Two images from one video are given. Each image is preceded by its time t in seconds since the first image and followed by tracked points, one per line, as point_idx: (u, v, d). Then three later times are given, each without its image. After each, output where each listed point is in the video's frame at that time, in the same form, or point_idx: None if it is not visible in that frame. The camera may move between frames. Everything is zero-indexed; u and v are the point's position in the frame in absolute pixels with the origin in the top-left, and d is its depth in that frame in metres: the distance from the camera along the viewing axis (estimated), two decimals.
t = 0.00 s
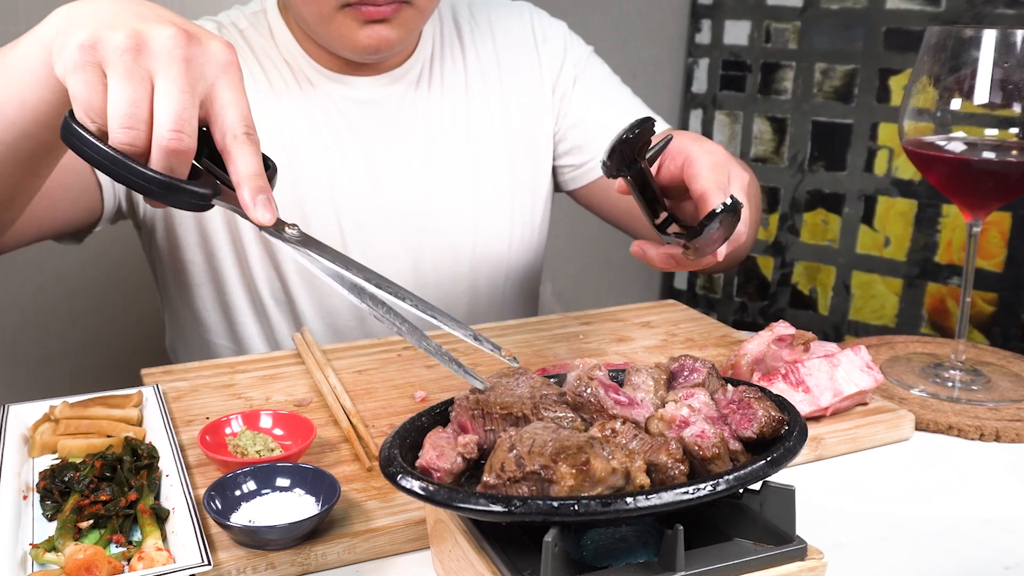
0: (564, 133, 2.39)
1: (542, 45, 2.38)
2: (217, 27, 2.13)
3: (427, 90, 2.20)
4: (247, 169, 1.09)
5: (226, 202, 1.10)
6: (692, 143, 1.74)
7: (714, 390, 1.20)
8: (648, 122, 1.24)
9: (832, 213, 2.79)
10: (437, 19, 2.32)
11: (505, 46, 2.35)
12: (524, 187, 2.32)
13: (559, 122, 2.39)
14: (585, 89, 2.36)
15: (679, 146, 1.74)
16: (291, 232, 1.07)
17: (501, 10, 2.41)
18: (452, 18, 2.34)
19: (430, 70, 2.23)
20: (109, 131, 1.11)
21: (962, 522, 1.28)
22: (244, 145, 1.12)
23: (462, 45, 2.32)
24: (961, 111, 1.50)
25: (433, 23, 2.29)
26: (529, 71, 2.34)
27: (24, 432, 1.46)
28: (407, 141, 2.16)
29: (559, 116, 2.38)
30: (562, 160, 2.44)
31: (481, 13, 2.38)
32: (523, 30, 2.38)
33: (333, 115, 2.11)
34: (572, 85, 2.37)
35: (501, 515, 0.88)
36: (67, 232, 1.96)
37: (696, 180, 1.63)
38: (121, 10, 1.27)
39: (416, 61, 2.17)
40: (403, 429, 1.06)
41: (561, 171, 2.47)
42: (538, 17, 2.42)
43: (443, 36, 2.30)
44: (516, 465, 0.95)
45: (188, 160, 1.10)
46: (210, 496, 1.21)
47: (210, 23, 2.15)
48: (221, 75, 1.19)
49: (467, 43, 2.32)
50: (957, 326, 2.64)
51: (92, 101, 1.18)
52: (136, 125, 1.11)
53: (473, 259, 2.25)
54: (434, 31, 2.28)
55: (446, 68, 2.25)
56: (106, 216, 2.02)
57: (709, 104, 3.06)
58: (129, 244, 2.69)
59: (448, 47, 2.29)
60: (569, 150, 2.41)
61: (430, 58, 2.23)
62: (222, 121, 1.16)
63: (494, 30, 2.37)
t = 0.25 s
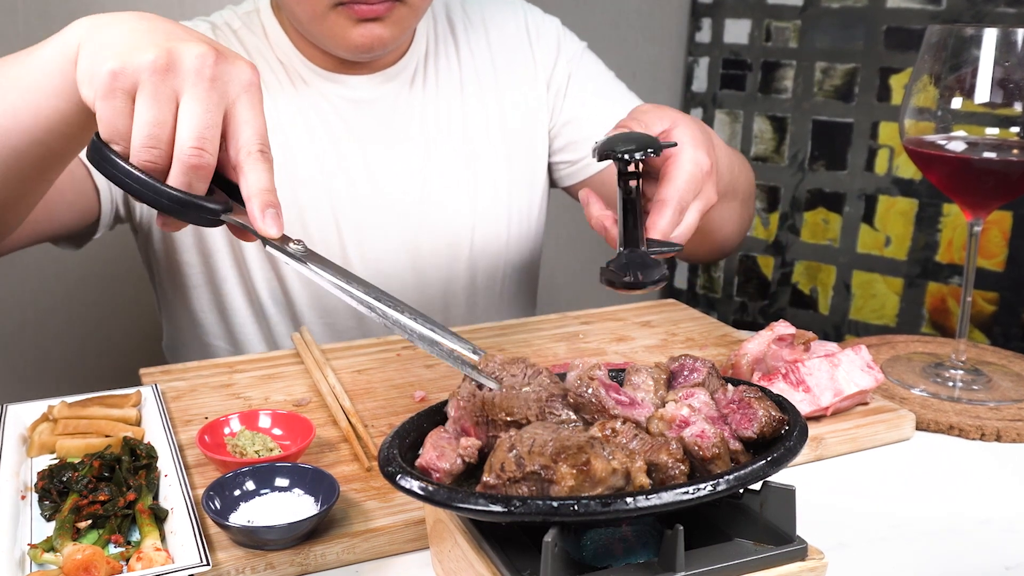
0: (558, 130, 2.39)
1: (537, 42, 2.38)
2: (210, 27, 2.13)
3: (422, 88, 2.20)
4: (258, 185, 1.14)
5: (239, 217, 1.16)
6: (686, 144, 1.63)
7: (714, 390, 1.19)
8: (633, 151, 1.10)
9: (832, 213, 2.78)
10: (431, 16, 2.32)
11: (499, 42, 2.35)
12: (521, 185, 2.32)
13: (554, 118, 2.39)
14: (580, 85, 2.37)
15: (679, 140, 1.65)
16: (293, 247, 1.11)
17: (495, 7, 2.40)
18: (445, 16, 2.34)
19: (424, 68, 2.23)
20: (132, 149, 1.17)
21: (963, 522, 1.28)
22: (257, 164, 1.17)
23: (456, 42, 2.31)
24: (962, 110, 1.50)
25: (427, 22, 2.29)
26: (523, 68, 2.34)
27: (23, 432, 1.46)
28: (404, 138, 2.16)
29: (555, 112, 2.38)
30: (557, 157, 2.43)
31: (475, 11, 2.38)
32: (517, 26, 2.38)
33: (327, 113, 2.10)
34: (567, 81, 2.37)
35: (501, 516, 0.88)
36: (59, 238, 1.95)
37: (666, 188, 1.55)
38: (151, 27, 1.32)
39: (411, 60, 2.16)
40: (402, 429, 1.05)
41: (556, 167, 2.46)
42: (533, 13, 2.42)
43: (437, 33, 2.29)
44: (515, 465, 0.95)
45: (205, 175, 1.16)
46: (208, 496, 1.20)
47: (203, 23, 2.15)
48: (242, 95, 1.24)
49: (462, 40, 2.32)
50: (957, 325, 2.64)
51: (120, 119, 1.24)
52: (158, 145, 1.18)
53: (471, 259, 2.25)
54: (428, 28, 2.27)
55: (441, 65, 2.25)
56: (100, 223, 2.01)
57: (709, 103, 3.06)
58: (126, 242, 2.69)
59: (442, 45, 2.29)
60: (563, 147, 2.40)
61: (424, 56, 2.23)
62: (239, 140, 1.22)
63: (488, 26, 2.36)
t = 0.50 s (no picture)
0: (552, 122, 2.37)
1: (530, 36, 2.36)
2: (201, 30, 2.14)
3: (418, 87, 2.19)
4: (202, 179, 1.13)
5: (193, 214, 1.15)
6: (662, 155, 1.57)
7: (714, 390, 1.19)
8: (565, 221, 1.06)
9: (832, 212, 2.78)
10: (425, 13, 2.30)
11: (493, 37, 2.34)
12: (517, 183, 2.31)
13: (548, 111, 2.36)
14: (574, 72, 2.34)
15: (655, 146, 1.59)
16: (250, 227, 1.09)
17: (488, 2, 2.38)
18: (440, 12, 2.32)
19: (420, 67, 2.22)
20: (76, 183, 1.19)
21: (964, 522, 1.28)
22: (195, 156, 1.17)
23: (451, 39, 2.31)
24: (963, 109, 1.50)
25: (422, 19, 2.27)
26: (516, 63, 2.32)
27: (21, 431, 1.45)
28: (400, 136, 2.15)
29: (550, 104, 2.36)
30: (554, 150, 2.41)
31: (469, 6, 2.36)
32: (511, 20, 2.36)
33: (323, 112, 2.09)
34: (561, 73, 2.34)
35: (500, 516, 0.88)
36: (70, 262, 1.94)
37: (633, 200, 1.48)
38: (63, 55, 1.33)
39: (406, 59, 2.15)
40: (401, 428, 1.05)
41: (555, 160, 2.43)
42: (525, 6, 2.40)
43: (432, 29, 2.29)
44: (514, 465, 0.94)
45: (148, 188, 1.16)
46: (207, 496, 1.20)
47: (195, 27, 2.15)
48: (148, 94, 1.25)
49: (457, 36, 2.32)
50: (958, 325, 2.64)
51: (54, 164, 1.27)
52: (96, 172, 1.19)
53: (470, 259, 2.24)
54: (424, 27, 2.26)
55: (435, 64, 2.24)
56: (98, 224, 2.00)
57: (709, 102, 3.05)
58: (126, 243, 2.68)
59: (437, 43, 2.28)
60: (559, 137, 2.37)
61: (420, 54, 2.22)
62: (169, 139, 1.21)
63: (481, 22, 2.35)
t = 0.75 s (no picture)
0: (540, 120, 2.30)
1: (517, 29, 2.30)
2: (189, 34, 2.09)
3: (404, 90, 2.15)
4: (210, 189, 1.14)
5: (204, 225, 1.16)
6: (654, 166, 1.49)
7: (714, 390, 1.18)
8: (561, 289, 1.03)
9: (833, 211, 2.77)
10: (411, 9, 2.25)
11: (477, 30, 2.28)
12: (508, 183, 2.27)
13: (532, 109, 2.30)
14: (560, 67, 2.26)
15: (646, 156, 1.51)
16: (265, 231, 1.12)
17: None
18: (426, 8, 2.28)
19: (406, 66, 2.17)
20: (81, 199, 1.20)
21: (966, 522, 1.27)
22: (200, 168, 1.17)
23: (437, 33, 2.26)
24: (964, 108, 1.49)
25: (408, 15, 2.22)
26: (502, 61, 2.26)
27: (19, 431, 1.45)
28: (380, 140, 2.10)
29: (535, 98, 2.29)
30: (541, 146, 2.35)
31: None
32: (496, 15, 2.31)
33: (311, 119, 2.06)
34: (547, 66, 2.28)
35: (500, 516, 0.87)
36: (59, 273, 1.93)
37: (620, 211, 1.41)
38: (58, 80, 1.33)
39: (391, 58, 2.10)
40: (400, 428, 1.04)
41: (544, 156, 2.38)
42: None
43: (418, 25, 2.24)
44: (514, 465, 0.94)
45: (154, 202, 1.17)
46: (206, 496, 1.19)
47: (181, 31, 2.10)
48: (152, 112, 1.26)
49: (443, 30, 2.26)
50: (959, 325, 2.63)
51: (55, 181, 1.26)
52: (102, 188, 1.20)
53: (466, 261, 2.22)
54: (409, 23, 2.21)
55: (422, 64, 2.19)
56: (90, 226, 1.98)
57: (709, 101, 3.04)
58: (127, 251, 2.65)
59: (424, 40, 2.23)
60: (545, 134, 2.31)
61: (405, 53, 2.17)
62: (171, 153, 1.21)
63: (467, 16, 2.30)
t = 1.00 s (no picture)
0: (537, 121, 2.30)
1: (512, 27, 2.29)
2: (179, 35, 2.09)
3: (397, 88, 2.14)
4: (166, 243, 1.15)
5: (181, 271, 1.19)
6: (653, 164, 1.49)
7: (713, 389, 1.18)
8: (565, 261, 1.10)
9: (833, 210, 2.77)
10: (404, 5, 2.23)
11: (472, 28, 2.27)
12: (502, 183, 2.27)
13: (530, 109, 2.30)
14: (558, 67, 2.26)
15: (641, 161, 1.50)
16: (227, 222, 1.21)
17: None
18: (421, 6, 2.26)
19: (399, 65, 2.15)
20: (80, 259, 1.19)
21: (966, 522, 1.27)
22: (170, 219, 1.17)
23: (431, 29, 2.24)
24: (965, 107, 1.48)
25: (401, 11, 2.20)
26: (497, 58, 2.26)
27: (17, 431, 1.44)
28: (374, 138, 2.09)
29: (533, 97, 2.29)
30: (539, 147, 2.35)
31: None
32: (490, 14, 2.30)
33: (302, 118, 2.05)
34: (544, 66, 2.28)
35: (499, 516, 0.87)
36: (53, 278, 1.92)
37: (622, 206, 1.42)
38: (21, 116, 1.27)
39: (384, 59, 2.09)
40: (399, 427, 1.04)
41: (541, 157, 2.37)
42: None
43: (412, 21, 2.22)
44: (514, 464, 0.93)
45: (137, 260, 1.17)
46: (204, 496, 1.19)
47: (172, 33, 2.10)
48: (114, 157, 1.21)
49: (436, 27, 2.25)
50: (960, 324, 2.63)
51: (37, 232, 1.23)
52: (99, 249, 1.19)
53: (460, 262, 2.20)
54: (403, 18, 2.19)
55: (416, 62, 2.18)
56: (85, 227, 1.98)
57: (709, 100, 3.04)
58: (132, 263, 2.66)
59: (418, 35, 2.22)
60: (542, 135, 2.31)
61: (398, 51, 2.14)
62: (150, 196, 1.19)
63: (463, 13, 2.29)
